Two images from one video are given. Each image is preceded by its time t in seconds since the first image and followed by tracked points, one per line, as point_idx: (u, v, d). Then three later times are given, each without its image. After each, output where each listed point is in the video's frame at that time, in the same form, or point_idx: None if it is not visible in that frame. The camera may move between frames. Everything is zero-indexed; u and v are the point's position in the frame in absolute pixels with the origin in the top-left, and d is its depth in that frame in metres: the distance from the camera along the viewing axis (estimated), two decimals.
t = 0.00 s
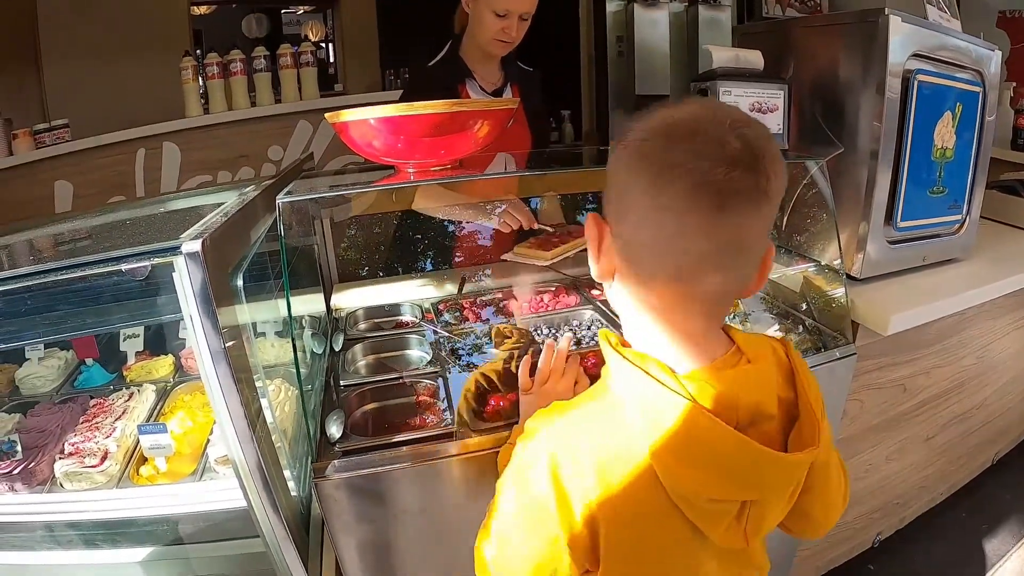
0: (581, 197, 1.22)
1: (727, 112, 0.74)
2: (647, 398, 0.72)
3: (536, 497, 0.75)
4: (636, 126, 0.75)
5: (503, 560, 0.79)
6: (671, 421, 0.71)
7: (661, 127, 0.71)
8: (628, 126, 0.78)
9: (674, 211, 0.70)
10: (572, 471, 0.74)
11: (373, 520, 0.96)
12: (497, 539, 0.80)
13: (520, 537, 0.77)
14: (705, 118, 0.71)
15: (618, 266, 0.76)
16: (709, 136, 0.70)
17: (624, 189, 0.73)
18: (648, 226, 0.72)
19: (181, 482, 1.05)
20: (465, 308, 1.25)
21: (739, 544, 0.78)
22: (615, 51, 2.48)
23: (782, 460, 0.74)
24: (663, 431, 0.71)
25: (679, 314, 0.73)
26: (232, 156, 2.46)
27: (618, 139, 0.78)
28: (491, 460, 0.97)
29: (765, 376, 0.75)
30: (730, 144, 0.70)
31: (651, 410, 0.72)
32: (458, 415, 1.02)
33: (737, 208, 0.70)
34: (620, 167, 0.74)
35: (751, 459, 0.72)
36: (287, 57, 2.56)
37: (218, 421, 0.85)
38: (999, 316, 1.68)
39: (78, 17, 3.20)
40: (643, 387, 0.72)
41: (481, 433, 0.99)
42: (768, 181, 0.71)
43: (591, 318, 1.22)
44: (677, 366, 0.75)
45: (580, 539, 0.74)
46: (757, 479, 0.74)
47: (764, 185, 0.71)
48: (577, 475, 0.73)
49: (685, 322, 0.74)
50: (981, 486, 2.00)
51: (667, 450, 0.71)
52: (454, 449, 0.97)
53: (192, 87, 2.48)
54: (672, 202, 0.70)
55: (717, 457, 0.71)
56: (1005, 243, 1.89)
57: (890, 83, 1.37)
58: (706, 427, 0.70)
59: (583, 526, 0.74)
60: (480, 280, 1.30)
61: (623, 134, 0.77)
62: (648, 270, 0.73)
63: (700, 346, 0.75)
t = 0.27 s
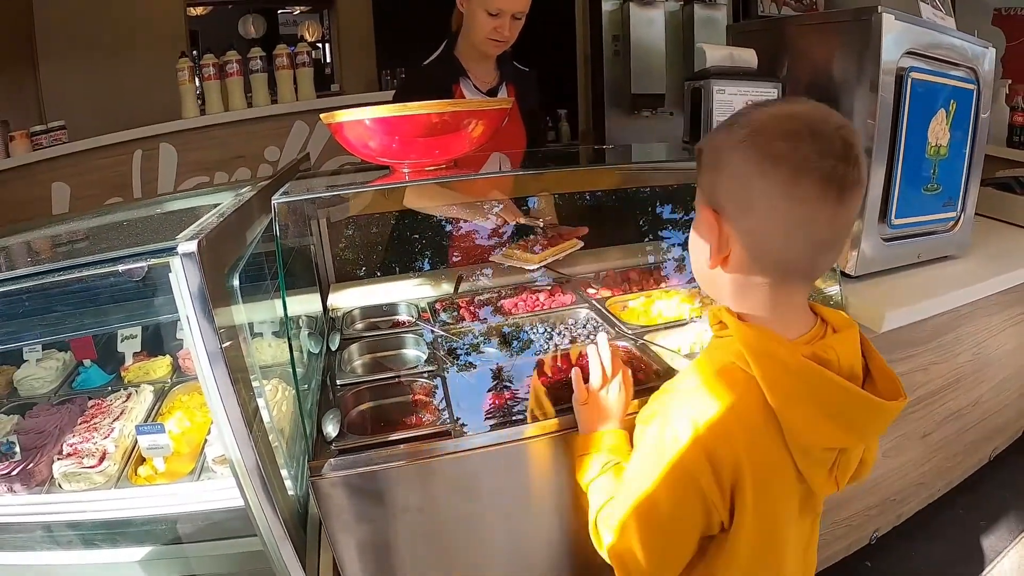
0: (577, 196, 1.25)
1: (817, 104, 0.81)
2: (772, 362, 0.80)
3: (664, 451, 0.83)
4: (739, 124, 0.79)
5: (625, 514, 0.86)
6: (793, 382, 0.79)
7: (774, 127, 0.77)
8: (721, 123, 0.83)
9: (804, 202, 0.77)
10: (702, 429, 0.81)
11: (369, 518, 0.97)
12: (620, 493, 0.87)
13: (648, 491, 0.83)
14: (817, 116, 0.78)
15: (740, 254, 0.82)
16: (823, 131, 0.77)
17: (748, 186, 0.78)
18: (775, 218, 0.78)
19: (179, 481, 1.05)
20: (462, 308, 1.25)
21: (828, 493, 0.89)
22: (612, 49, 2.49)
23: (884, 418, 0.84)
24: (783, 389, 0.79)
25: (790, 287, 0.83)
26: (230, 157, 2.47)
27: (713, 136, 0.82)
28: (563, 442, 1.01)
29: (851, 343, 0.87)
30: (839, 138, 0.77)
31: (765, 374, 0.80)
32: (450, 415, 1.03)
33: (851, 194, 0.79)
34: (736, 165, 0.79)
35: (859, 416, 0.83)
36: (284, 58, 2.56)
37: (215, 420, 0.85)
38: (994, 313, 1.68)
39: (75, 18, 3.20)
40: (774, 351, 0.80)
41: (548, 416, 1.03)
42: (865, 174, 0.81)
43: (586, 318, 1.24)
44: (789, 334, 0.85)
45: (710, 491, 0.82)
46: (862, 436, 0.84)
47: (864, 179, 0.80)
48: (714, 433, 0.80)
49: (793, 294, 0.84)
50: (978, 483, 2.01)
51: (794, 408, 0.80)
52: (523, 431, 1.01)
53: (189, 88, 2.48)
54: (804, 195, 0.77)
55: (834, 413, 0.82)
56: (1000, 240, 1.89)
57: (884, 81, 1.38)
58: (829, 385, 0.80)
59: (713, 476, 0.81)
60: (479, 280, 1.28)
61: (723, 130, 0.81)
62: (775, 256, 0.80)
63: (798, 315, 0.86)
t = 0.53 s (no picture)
0: (573, 195, 1.23)
1: (836, 96, 0.86)
2: (816, 333, 0.83)
3: (710, 421, 0.84)
4: (773, 117, 0.84)
5: (672, 484, 0.87)
6: (835, 351, 0.84)
7: (809, 119, 0.82)
8: (752, 116, 0.87)
9: (841, 188, 0.82)
10: (746, 393, 0.83)
11: (365, 515, 0.97)
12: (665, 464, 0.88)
13: (698, 462, 0.84)
14: (845, 107, 0.84)
15: (782, 240, 0.86)
16: (851, 122, 0.83)
17: (788, 176, 0.83)
18: (816, 205, 0.83)
19: (176, 479, 1.06)
20: (457, 306, 1.24)
21: (855, 458, 0.94)
22: (608, 49, 2.47)
23: (913, 387, 0.90)
24: (825, 359, 0.83)
25: (822, 267, 0.88)
26: (227, 155, 2.47)
27: (746, 130, 0.86)
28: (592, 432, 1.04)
29: (877, 319, 0.92)
30: (865, 127, 0.83)
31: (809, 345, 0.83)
32: (446, 412, 1.04)
33: (878, 178, 0.85)
34: (776, 156, 0.83)
35: (891, 385, 0.87)
36: (282, 56, 2.56)
37: (211, 418, 0.85)
38: (990, 312, 1.69)
39: (72, 16, 3.20)
40: (818, 323, 0.83)
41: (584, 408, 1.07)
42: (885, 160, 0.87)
43: (581, 316, 1.25)
44: (822, 311, 0.89)
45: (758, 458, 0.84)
46: (893, 404, 0.89)
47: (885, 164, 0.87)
48: (762, 402, 0.83)
49: (824, 273, 0.89)
50: (973, 482, 2.02)
51: (833, 376, 0.84)
52: (551, 421, 1.04)
53: (186, 86, 2.48)
54: (842, 181, 0.82)
55: (869, 381, 0.86)
56: (995, 240, 1.90)
57: (879, 80, 1.39)
58: (865, 354, 0.85)
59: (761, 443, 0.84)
60: (473, 279, 1.25)
61: (757, 124, 0.85)
62: (814, 240, 0.85)
63: (828, 291, 0.90)
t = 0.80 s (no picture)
0: (573, 196, 1.26)
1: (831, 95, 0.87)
2: (816, 328, 0.84)
3: (711, 418, 0.83)
4: (775, 117, 0.83)
5: (671, 480, 0.86)
6: (835, 347, 0.84)
7: (810, 118, 0.82)
8: (751, 117, 0.86)
9: (844, 185, 0.82)
10: (747, 390, 0.83)
11: (364, 515, 0.97)
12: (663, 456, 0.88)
13: (698, 456, 0.83)
14: (842, 106, 0.84)
15: (787, 239, 0.86)
16: (850, 120, 0.83)
17: (794, 175, 0.82)
18: (820, 202, 0.83)
19: (174, 477, 1.06)
20: (456, 306, 1.25)
21: (852, 457, 0.94)
22: (607, 49, 2.47)
23: (912, 386, 0.90)
24: (825, 354, 0.84)
25: (822, 264, 0.88)
26: (226, 154, 2.47)
27: (747, 130, 0.85)
28: (591, 431, 1.04)
29: (876, 318, 0.92)
30: (863, 126, 0.84)
31: (811, 340, 0.83)
32: (445, 411, 1.04)
33: (875, 175, 0.86)
34: (780, 157, 0.82)
35: (891, 382, 0.88)
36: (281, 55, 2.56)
37: (210, 416, 0.85)
38: (989, 314, 1.69)
39: (72, 13, 3.20)
40: (818, 318, 0.84)
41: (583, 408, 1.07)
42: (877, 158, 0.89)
43: (580, 316, 1.25)
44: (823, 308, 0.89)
45: (759, 453, 0.83)
46: (892, 402, 0.89)
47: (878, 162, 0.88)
48: (765, 396, 0.83)
49: (824, 270, 0.89)
50: (971, 483, 2.02)
51: (834, 371, 0.85)
52: (550, 421, 1.03)
53: (185, 84, 2.48)
54: (843, 178, 0.82)
55: (868, 379, 0.87)
56: (994, 241, 1.90)
57: (879, 81, 1.39)
58: (865, 350, 0.85)
59: (762, 438, 0.83)
60: (473, 278, 1.26)
61: (758, 124, 0.84)
62: (817, 236, 0.85)
63: (828, 290, 0.90)
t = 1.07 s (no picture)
0: (574, 197, 1.25)
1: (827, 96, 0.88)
2: (820, 328, 0.83)
3: (714, 419, 0.82)
4: (773, 117, 0.83)
5: (676, 482, 0.85)
6: (838, 347, 0.84)
7: (808, 118, 0.82)
8: (749, 118, 0.86)
9: (844, 185, 0.82)
10: (749, 392, 0.82)
11: (365, 515, 0.97)
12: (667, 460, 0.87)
13: (704, 459, 0.83)
14: (839, 106, 0.85)
15: (788, 240, 0.85)
16: (848, 120, 0.83)
17: (794, 175, 0.82)
18: (821, 201, 0.82)
19: (176, 478, 1.06)
20: (457, 306, 1.25)
21: (856, 457, 0.94)
22: (609, 50, 2.49)
23: (916, 384, 0.90)
24: (829, 354, 0.84)
25: (822, 264, 0.88)
26: (227, 153, 2.47)
27: (745, 131, 0.85)
28: (591, 432, 1.04)
29: (876, 317, 0.92)
30: (860, 125, 0.84)
31: (815, 340, 0.83)
32: (446, 412, 1.04)
33: (873, 175, 0.86)
34: (779, 157, 0.82)
35: (895, 382, 0.88)
36: (283, 55, 2.57)
37: (212, 417, 0.85)
38: (990, 315, 1.69)
39: (73, 13, 3.20)
40: (821, 318, 0.84)
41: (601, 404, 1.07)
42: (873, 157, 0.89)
43: (582, 317, 1.24)
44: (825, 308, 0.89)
45: (765, 456, 0.83)
46: (896, 401, 0.89)
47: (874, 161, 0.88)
48: (771, 398, 0.82)
49: (824, 270, 0.89)
50: (972, 484, 2.02)
51: (839, 372, 0.84)
52: (551, 422, 1.03)
53: (187, 84, 2.48)
54: (843, 178, 0.82)
55: (871, 378, 0.87)
56: (995, 242, 1.90)
57: (880, 82, 1.39)
58: (868, 350, 0.85)
59: (768, 440, 0.83)
60: (474, 279, 1.28)
61: (757, 125, 0.84)
62: (818, 236, 0.85)
63: (829, 290, 0.90)
